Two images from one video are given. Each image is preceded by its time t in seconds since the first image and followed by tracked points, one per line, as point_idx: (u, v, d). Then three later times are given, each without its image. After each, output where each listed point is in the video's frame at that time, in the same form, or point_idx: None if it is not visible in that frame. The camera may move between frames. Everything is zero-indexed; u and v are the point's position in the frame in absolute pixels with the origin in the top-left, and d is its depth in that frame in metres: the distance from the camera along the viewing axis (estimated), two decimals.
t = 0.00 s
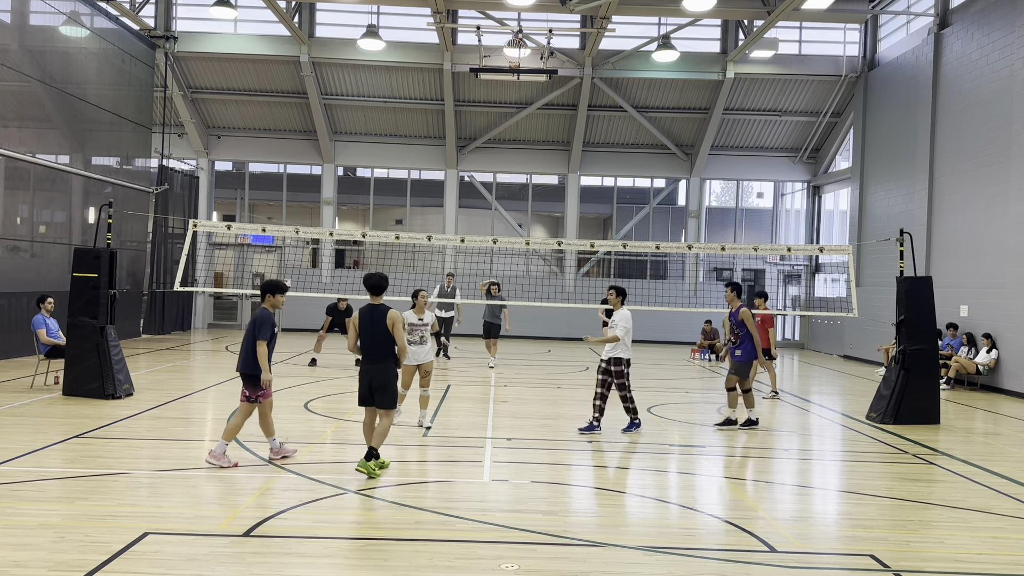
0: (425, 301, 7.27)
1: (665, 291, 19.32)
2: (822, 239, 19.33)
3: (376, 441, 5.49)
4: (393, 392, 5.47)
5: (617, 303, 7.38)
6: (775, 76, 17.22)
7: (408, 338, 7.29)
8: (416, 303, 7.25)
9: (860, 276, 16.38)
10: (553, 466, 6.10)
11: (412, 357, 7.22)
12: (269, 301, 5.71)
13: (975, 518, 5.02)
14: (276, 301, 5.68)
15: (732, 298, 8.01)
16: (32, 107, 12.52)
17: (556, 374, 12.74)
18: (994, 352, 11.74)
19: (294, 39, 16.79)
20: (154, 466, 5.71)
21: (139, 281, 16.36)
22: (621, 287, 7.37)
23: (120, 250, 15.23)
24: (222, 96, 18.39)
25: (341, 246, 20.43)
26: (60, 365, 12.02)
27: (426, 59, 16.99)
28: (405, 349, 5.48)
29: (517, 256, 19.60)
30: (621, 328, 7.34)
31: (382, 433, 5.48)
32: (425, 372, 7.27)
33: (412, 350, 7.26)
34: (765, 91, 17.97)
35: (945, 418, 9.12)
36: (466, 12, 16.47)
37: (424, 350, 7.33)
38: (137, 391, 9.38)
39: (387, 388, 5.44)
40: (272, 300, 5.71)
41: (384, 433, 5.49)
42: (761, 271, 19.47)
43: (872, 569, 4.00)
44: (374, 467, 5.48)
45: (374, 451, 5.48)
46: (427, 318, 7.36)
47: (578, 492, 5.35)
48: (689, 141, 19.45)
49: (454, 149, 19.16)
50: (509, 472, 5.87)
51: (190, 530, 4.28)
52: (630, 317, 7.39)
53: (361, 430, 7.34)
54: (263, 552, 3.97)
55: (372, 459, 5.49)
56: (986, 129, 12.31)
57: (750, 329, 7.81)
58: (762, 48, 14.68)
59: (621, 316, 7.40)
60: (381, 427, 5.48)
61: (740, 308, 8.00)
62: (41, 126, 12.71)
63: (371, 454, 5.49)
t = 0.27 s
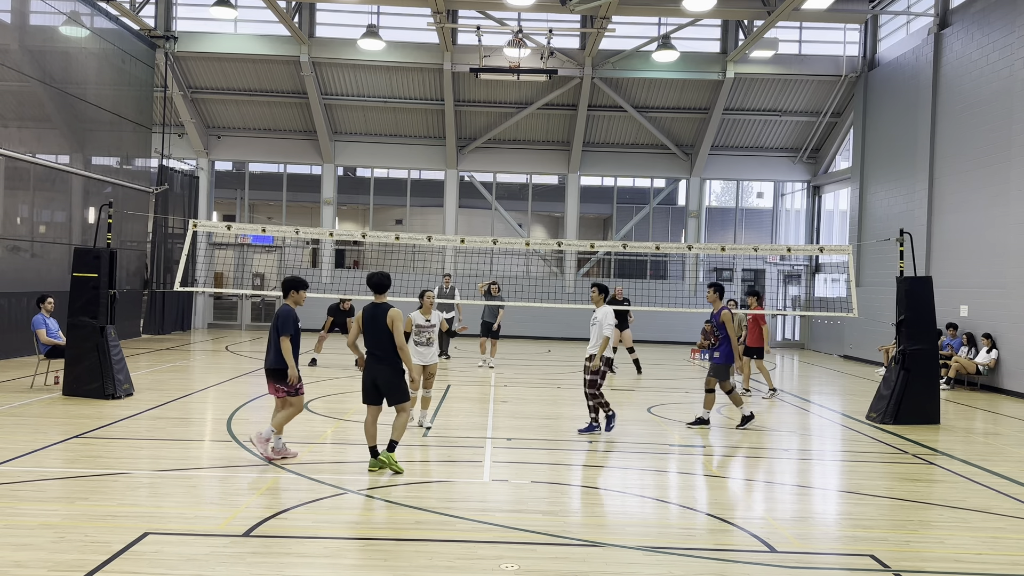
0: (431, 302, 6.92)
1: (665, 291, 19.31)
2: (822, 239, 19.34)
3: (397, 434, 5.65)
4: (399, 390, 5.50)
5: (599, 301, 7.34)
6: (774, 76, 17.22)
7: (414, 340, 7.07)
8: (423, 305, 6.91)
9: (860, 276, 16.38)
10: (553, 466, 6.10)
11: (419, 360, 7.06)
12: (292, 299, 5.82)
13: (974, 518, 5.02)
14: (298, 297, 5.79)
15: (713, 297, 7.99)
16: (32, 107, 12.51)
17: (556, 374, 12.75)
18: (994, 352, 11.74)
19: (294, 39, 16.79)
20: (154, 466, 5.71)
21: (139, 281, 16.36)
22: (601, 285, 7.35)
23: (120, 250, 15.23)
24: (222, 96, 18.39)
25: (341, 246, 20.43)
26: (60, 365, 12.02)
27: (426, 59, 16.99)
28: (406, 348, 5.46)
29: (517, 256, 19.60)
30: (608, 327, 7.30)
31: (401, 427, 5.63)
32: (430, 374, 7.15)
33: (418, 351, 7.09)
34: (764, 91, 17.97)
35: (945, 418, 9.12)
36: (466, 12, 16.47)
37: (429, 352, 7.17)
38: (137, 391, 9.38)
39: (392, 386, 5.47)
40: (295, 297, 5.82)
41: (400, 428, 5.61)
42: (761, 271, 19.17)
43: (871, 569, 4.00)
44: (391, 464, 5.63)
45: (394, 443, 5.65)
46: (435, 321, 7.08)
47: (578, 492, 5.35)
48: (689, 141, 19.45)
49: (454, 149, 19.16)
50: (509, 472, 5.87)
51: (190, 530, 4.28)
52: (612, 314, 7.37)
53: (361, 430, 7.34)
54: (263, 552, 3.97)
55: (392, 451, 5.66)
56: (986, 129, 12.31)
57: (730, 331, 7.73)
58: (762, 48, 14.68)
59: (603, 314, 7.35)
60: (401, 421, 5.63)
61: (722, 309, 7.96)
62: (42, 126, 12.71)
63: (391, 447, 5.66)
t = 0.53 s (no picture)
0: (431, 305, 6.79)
1: (665, 291, 19.34)
2: (822, 239, 19.34)
3: (392, 438, 5.61)
4: (399, 390, 5.48)
5: (584, 303, 7.23)
6: (774, 76, 17.22)
7: (415, 343, 6.90)
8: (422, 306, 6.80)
9: (860, 276, 16.37)
10: (553, 466, 6.11)
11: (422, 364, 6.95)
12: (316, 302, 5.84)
13: (975, 518, 5.02)
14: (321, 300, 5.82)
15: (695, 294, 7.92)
16: (32, 107, 12.51)
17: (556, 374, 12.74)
18: (994, 352, 11.75)
19: (294, 39, 16.79)
20: (154, 466, 5.71)
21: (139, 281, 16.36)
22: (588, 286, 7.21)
23: (120, 250, 15.23)
24: (222, 96, 18.39)
25: (341, 246, 20.43)
26: (60, 365, 12.02)
27: (426, 59, 16.98)
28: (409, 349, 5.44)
29: (517, 256, 19.59)
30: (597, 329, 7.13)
31: (398, 429, 5.59)
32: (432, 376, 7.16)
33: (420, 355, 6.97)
34: (764, 91, 17.96)
35: (945, 418, 9.12)
36: (466, 11, 16.47)
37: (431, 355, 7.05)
38: (137, 391, 9.38)
39: (393, 387, 5.47)
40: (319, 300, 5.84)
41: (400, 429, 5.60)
42: (761, 271, 19.51)
43: (871, 569, 4.00)
44: (392, 467, 5.61)
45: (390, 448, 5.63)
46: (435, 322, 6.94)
47: (578, 492, 5.35)
48: (689, 141, 19.45)
49: (454, 149, 19.16)
50: (509, 473, 5.87)
51: (191, 529, 4.29)
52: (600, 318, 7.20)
53: (361, 430, 7.34)
54: (263, 552, 3.97)
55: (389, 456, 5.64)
56: (986, 129, 12.30)
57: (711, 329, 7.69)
58: (762, 48, 14.68)
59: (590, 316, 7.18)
60: (396, 423, 5.58)
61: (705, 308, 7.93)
62: (41, 126, 12.70)
63: (387, 453, 5.64)
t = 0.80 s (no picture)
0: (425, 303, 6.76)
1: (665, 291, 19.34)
2: (822, 239, 19.34)
3: (397, 433, 5.68)
4: (397, 391, 5.49)
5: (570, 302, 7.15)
6: (774, 76, 17.22)
7: (412, 342, 6.78)
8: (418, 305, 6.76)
9: (860, 276, 16.37)
10: (553, 466, 6.10)
11: (420, 363, 6.78)
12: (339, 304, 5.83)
13: (975, 518, 5.02)
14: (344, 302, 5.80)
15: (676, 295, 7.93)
16: (32, 107, 12.51)
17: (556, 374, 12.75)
18: (994, 352, 11.75)
19: (294, 39, 16.79)
20: (154, 466, 5.71)
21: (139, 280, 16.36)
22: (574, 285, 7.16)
23: (120, 250, 15.23)
24: (222, 96, 18.40)
25: (341, 245, 20.44)
26: (60, 365, 12.02)
27: (426, 59, 16.99)
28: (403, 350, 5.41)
29: (517, 256, 19.58)
30: (581, 331, 7.04)
31: (403, 426, 5.64)
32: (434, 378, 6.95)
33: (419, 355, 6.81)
34: (764, 91, 17.96)
35: (945, 418, 9.12)
36: (466, 12, 16.47)
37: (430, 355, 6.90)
38: (137, 391, 9.38)
39: (391, 388, 5.47)
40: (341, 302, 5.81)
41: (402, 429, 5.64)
42: (761, 271, 19.49)
43: (871, 569, 4.00)
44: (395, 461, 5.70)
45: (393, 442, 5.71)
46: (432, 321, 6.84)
47: (578, 492, 5.35)
48: (689, 141, 19.45)
49: (454, 149, 19.16)
50: (509, 472, 5.87)
51: (190, 530, 4.28)
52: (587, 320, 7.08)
53: (361, 430, 7.34)
54: (263, 552, 3.97)
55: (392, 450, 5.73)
56: (986, 130, 12.30)
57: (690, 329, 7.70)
58: (762, 48, 14.68)
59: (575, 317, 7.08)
60: (402, 421, 5.64)
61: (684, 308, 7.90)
62: (42, 126, 12.71)
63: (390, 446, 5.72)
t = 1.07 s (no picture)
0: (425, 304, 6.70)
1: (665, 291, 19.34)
2: (822, 239, 19.34)
3: (393, 433, 5.69)
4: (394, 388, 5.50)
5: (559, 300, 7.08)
6: (774, 76, 17.22)
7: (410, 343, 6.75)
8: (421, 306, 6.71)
9: (860, 276, 16.37)
10: (553, 466, 6.10)
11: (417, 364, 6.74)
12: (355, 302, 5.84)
13: (975, 518, 5.02)
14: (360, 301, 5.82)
15: (657, 292, 7.81)
16: (32, 107, 12.52)
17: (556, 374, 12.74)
18: (994, 352, 11.75)
19: (294, 39, 16.79)
20: (154, 466, 5.71)
21: (139, 281, 16.37)
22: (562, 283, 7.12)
23: (120, 250, 15.23)
24: (222, 96, 18.40)
25: (341, 246, 20.44)
26: (60, 365, 12.03)
27: (426, 59, 16.98)
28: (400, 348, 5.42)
29: (517, 256, 19.57)
30: (566, 328, 6.88)
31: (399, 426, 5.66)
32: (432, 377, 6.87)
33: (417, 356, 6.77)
34: (764, 91, 17.96)
35: (945, 418, 9.12)
36: (466, 12, 16.47)
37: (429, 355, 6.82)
38: (137, 391, 9.38)
39: (388, 385, 5.47)
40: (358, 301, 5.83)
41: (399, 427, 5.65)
42: (761, 271, 19.47)
43: (871, 569, 4.00)
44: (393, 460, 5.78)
45: (391, 443, 5.75)
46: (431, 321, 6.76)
47: (578, 492, 5.35)
48: (689, 141, 19.45)
49: (454, 149, 19.16)
50: (509, 472, 5.87)
51: (190, 530, 4.28)
52: (575, 316, 6.92)
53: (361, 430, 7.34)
54: (263, 552, 3.97)
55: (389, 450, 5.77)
56: (986, 130, 12.30)
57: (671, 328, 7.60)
58: (761, 48, 14.68)
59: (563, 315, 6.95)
60: (398, 420, 5.64)
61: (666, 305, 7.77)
62: (42, 126, 12.71)
63: (387, 447, 5.76)
